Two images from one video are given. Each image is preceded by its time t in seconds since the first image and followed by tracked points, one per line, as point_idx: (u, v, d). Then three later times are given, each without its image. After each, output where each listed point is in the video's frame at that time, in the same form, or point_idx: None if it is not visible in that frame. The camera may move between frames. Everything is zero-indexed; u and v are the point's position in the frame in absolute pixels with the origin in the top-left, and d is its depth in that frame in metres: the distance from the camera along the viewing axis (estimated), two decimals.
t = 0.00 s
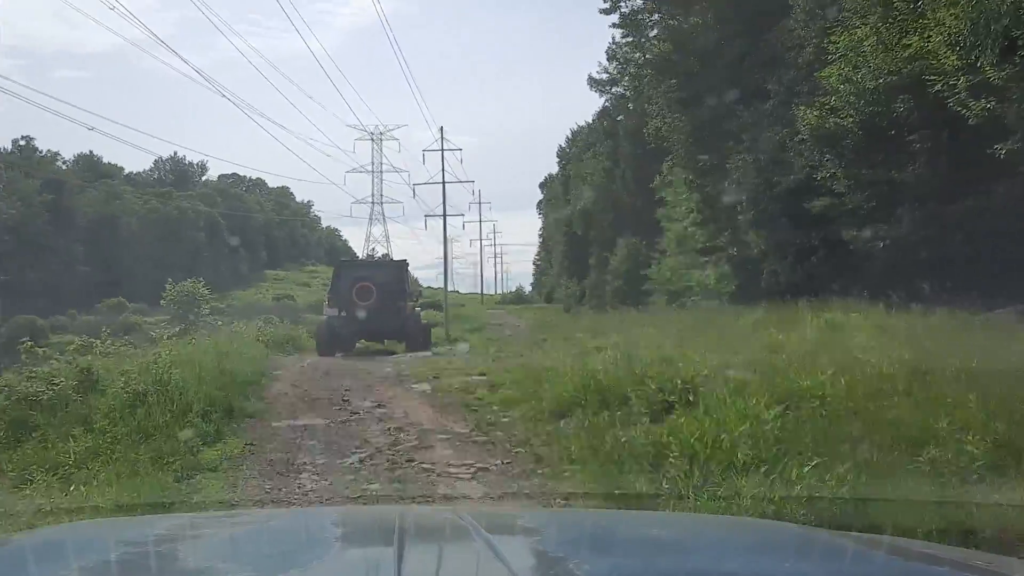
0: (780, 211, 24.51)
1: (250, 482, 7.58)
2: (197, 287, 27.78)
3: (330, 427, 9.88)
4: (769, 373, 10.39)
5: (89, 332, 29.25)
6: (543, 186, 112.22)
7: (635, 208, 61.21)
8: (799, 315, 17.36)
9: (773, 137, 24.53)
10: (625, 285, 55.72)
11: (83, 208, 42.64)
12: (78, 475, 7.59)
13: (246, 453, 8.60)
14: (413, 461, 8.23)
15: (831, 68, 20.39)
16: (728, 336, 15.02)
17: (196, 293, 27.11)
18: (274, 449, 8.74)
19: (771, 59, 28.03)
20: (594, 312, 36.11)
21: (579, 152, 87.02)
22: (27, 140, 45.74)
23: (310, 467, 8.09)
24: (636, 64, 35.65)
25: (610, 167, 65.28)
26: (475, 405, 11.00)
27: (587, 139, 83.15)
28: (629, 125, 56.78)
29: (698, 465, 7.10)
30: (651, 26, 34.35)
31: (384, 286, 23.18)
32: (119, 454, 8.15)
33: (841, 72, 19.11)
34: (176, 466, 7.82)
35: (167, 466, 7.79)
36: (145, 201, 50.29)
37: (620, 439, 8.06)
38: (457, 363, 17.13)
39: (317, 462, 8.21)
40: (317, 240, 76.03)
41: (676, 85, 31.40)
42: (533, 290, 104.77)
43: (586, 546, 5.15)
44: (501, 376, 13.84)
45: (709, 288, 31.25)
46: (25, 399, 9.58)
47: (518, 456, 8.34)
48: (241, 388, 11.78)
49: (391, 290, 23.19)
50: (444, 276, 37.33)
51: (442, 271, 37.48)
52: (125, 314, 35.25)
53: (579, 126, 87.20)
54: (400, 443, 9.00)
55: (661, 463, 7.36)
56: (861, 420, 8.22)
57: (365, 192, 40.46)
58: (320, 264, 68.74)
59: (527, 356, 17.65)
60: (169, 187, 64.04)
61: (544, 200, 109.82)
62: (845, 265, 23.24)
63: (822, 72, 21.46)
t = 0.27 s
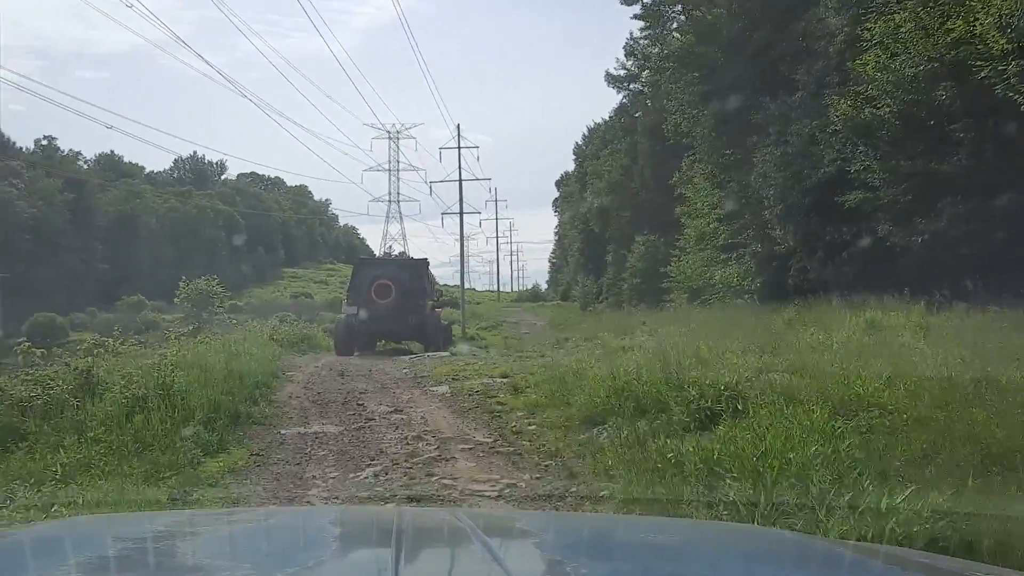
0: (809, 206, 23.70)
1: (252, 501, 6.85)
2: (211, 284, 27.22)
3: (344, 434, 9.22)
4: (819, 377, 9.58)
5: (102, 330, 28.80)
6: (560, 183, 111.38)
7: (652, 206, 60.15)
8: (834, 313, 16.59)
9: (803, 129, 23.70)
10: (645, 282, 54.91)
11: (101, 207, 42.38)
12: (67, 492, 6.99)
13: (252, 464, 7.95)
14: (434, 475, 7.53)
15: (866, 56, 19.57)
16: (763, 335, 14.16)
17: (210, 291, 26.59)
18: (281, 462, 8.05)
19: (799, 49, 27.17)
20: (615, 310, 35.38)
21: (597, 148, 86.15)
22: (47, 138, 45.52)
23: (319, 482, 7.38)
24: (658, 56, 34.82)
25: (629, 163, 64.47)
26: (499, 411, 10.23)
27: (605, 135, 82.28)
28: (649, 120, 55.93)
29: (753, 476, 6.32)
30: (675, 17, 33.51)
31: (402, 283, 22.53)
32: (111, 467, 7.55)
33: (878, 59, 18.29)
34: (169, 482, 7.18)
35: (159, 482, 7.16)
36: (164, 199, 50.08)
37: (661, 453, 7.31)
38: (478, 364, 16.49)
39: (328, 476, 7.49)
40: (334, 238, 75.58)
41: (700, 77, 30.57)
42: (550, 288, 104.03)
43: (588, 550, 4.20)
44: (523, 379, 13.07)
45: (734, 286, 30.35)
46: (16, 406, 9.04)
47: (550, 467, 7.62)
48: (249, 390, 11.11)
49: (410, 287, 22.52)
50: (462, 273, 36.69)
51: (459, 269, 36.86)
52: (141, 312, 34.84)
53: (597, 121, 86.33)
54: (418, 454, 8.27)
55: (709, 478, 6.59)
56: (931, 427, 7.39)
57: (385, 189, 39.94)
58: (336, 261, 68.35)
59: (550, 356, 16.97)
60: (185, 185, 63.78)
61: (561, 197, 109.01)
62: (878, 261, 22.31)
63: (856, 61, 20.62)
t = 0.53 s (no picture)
0: (841, 202, 22.75)
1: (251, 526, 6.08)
2: (223, 283, 26.59)
3: (357, 447, 8.46)
4: (874, 385, 8.71)
5: (114, 330, 28.24)
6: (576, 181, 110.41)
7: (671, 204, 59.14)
8: (873, 314, 15.69)
9: (834, 121, 22.75)
10: (664, 281, 53.98)
11: (115, 205, 41.96)
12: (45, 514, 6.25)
13: (255, 483, 7.20)
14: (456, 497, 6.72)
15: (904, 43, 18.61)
16: (802, 338, 13.29)
17: (222, 291, 25.94)
18: (286, 480, 7.27)
19: (829, 40, 26.19)
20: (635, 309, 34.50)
21: (614, 145, 85.18)
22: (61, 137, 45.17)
23: (328, 502, 6.57)
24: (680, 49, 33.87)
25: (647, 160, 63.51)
26: (524, 422, 9.42)
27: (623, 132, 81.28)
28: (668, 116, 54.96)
29: (824, 504, 5.48)
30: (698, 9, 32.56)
31: (419, 281, 21.82)
32: (99, 488, 6.81)
33: (919, 46, 17.34)
34: (161, 502, 6.41)
35: (150, 502, 6.40)
36: (180, 198, 49.72)
37: (714, 475, 6.47)
38: (497, 367, 15.73)
39: (337, 498, 6.68)
40: (349, 237, 75.03)
41: (725, 69, 29.62)
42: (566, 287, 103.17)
43: (585, 550, 3.92)
44: (548, 384, 12.29)
45: (758, 285, 29.42)
46: (3, 415, 8.33)
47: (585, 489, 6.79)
48: (255, 397, 10.35)
49: (426, 284, 21.77)
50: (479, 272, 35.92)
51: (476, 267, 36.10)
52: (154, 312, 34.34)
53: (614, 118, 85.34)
54: (438, 472, 7.47)
55: (771, 505, 5.77)
56: (1017, 445, 6.50)
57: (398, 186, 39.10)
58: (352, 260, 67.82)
59: (573, 358, 16.17)
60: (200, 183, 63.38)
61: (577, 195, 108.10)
62: (914, 258, 21.37)
63: (893, 48, 19.65)
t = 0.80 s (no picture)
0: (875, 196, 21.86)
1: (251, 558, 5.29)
2: (236, 282, 25.98)
3: (372, 461, 7.69)
4: (939, 393, 7.94)
5: (125, 330, 27.65)
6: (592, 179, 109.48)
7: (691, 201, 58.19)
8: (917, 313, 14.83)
9: (868, 113, 21.84)
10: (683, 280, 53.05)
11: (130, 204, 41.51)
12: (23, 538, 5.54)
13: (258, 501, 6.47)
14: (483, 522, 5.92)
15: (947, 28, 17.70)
16: (845, 338, 12.53)
17: (234, 290, 25.28)
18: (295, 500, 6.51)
19: (860, 30, 25.26)
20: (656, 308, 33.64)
21: (630, 142, 84.21)
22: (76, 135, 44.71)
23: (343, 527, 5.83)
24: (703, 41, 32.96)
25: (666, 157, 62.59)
26: (554, 431, 8.69)
27: (640, 129, 80.35)
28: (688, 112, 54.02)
29: (919, 534, 4.69)
30: None
31: (439, 277, 21.10)
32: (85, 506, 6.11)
33: (965, 30, 16.42)
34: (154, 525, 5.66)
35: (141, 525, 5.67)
36: (196, 197, 49.31)
37: (776, 496, 5.74)
38: (520, 370, 14.99)
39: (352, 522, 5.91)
40: (364, 235, 74.43)
41: (751, 61, 28.71)
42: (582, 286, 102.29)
43: (586, 549, 3.69)
44: (576, 389, 11.55)
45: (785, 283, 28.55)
46: None
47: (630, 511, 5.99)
48: (264, 405, 9.67)
49: (446, 281, 21.10)
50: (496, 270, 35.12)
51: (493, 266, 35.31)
52: (168, 311, 33.82)
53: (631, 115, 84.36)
54: (464, 490, 6.73)
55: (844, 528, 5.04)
56: None
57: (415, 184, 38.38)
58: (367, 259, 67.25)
59: (598, 361, 15.40)
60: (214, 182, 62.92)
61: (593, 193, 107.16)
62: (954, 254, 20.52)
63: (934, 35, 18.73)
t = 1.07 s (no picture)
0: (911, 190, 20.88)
1: None
2: (247, 281, 25.24)
3: (388, 476, 6.91)
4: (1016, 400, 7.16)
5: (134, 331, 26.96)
6: (607, 176, 108.40)
7: (710, 198, 57.13)
8: (966, 312, 13.87)
9: (904, 102, 20.84)
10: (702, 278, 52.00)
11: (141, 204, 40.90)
12: None
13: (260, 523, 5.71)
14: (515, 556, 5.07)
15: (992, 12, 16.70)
16: (893, 339, 11.67)
17: (244, 290, 24.53)
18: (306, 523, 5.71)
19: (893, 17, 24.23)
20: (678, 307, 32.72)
21: (647, 139, 83.11)
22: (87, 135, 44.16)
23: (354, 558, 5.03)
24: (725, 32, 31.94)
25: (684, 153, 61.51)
26: (587, 442, 7.91)
27: (657, 126, 79.20)
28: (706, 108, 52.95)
29: None
30: None
31: (460, 274, 20.24)
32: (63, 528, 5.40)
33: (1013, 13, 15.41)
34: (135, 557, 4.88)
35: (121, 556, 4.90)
36: (210, 197, 48.85)
37: (862, 522, 4.92)
38: (541, 373, 14.17)
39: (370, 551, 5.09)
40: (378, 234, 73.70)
41: (777, 52, 27.70)
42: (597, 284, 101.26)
43: (595, 552, 3.35)
44: (605, 394, 10.74)
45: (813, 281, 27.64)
46: None
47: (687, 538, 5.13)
48: (270, 412, 8.94)
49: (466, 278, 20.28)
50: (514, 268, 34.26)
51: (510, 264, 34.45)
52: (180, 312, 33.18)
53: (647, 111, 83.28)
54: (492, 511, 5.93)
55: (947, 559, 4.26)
56: None
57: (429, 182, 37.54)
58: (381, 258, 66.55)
59: (624, 363, 14.54)
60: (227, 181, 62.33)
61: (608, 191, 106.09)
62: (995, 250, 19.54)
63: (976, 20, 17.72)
